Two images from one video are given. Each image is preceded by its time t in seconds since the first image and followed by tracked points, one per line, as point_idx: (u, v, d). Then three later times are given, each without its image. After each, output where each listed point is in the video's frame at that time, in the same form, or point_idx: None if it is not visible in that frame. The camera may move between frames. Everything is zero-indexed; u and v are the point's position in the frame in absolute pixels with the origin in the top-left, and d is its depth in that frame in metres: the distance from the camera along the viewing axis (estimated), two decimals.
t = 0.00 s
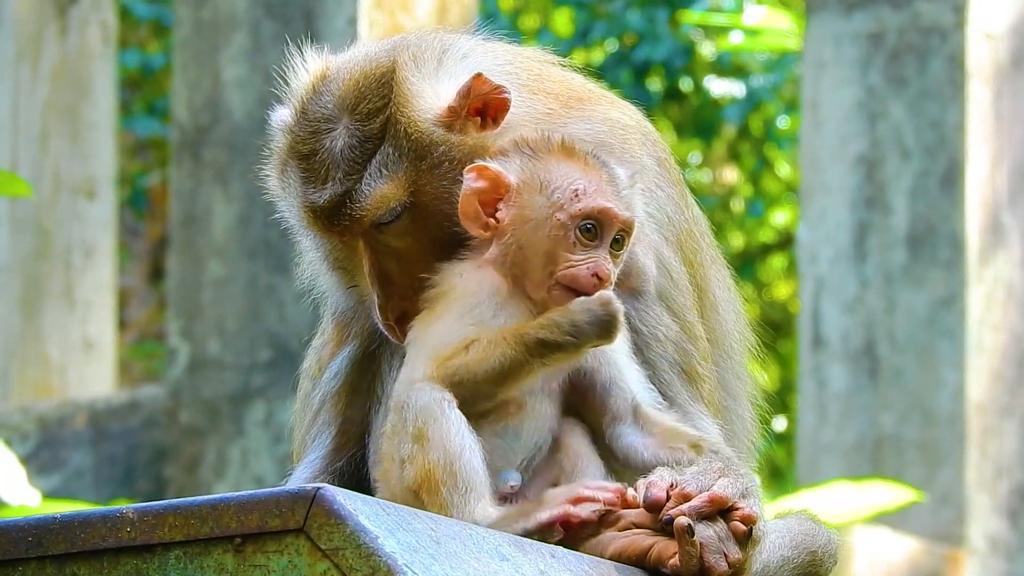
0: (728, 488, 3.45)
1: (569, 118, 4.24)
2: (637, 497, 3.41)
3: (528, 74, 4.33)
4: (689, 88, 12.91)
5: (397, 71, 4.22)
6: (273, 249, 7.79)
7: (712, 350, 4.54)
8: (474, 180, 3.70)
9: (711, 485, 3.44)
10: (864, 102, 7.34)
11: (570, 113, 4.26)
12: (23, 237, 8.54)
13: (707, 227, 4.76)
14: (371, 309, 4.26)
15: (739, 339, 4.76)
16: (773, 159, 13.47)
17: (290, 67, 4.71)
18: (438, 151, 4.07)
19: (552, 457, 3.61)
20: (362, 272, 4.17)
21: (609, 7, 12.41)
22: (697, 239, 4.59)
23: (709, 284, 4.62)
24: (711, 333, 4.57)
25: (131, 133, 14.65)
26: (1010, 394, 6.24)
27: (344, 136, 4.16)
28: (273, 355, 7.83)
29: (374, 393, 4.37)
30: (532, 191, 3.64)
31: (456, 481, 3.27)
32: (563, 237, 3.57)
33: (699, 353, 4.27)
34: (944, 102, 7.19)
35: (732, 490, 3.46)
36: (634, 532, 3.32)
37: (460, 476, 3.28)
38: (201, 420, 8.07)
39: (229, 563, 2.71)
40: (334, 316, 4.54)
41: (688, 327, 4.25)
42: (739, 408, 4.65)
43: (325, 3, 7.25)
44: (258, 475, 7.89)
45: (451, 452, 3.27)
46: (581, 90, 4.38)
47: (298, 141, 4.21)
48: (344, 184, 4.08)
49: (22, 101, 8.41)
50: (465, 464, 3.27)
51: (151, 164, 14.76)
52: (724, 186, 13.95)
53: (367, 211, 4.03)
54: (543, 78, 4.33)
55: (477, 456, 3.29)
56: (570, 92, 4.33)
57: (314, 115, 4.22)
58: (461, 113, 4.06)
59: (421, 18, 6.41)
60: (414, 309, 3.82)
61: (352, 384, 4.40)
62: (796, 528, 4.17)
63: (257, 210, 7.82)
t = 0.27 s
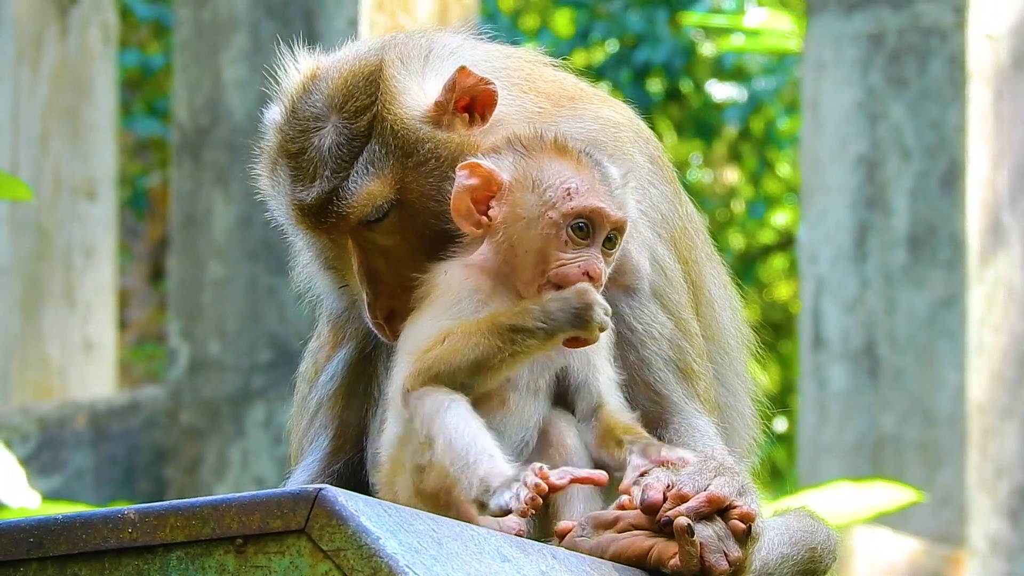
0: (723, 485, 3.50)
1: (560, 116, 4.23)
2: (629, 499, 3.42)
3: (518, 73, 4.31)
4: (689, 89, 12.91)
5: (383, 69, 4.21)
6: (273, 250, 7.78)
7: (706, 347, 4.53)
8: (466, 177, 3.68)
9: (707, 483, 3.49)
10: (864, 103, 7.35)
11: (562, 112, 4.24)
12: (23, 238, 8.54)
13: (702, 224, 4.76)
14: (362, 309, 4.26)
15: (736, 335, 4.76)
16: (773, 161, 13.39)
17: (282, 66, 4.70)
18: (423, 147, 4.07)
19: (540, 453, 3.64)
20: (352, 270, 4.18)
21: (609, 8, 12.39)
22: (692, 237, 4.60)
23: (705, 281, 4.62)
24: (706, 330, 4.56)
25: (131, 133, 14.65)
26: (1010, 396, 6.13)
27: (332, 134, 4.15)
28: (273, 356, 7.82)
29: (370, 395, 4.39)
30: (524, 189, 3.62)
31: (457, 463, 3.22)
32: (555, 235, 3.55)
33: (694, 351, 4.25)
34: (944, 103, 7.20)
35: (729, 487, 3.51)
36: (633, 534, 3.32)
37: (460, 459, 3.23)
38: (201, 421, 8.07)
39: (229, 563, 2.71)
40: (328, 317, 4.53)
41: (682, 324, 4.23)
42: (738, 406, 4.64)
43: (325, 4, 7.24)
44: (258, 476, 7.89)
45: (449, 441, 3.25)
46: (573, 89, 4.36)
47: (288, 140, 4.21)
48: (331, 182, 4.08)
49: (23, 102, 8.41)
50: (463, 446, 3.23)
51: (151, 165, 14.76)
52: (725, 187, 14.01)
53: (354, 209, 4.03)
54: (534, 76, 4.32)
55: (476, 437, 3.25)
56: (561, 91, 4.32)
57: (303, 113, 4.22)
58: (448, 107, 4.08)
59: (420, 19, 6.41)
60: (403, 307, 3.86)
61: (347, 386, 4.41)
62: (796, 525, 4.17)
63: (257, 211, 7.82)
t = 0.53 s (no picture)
0: (725, 489, 3.56)
1: (569, 119, 4.24)
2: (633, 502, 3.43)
3: (527, 75, 4.31)
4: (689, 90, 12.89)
5: (393, 73, 4.19)
6: (274, 252, 7.78)
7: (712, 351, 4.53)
8: (454, 176, 3.65)
9: (709, 486, 3.56)
10: (864, 104, 7.34)
11: (570, 115, 4.26)
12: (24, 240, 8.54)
13: (708, 228, 4.76)
14: (369, 312, 4.27)
15: (741, 340, 4.76)
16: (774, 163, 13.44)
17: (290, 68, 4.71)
18: (433, 150, 4.00)
19: (547, 455, 3.60)
20: (360, 273, 4.19)
21: (609, 10, 12.36)
22: (698, 241, 4.60)
23: (711, 285, 4.62)
24: (712, 333, 4.56)
25: (131, 135, 14.66)
26: (1010, 397, 6.13)
27: (341, 137, 4.16)
28: (274, 358, 7.82)
29: (374, 397, 4.39)
30: (515, 182, 3.60)
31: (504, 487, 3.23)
32: (550, 226, 3.53)
33: (699, 355, 4.24)
34: (944, 104, 7.22)
35: (732, 490, 3.57)
36: (634, 535, 3.32)
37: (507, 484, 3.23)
38: (202, 423, 8.07)
39: (230, 565, 2.71)
40: (334, 318, 4.53)
41: (688, 329, 4.23)
42: (743, 410, 4.64)
43: (325, 6, 7.23)
44: (259, 478, 7.89)
45: (492, 468, 3.24)
46: (581, 91, 4.39)
47: (296, 143, 4.23)
48: (340, 184, 4.10)
49: (23, 104, 8.41)
50: (509, 472, 3.24)
51: (152, 167, 14.76)
52: (725, 189, 14.07)
53: (363, 212, 4.05)
54: (543, 79, 4.33)
55: (519, 461, 3.25)
56: (569, 94, 4.34)
57: (311, 116, 4.24)
58: (457, 108, 3.97)
59: (421, 20, 6.40)
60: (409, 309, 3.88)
61: (351, 388, 4.40)
62: (798, 529, 4.17)
63: (257, 212, 7.81)
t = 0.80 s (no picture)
0: (727, 491, 3.57)
1: (570, 121, 4.25)
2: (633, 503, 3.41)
3: (527, 78, 4.29)
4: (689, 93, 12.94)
5: (394, 74, 4.17)
6: (274, 253, 7.78)
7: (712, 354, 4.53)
8: (452, 186, 3.63)
9: (710, 488, 3.56)
10: (864, 106, 7.34)
11: (571, 117, 4.26)
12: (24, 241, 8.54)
13: (709, 230, 4.76)
14: (369, 313, 4.27)
15: (741, 343, 4.76)
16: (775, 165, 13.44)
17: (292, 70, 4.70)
18: (433, 152, 3.99)
19: (548, 456, 3.65)
20: (360, 274, 4.20)
21: (609, 13, 12.35)
22: (699, 244, 4.60)
23: (711, 287, 4.63)
24: (712, 336, 4.56)
25: (132, 136, 14.66)
26: (1010, 399, 6.12)
27: (342, 139, 4.14)
28: (274, 360, 7.82)
29: (375, 399, 4.40)
30: (512, 190, 3.60)
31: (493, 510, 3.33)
32: (548, 233, 3.54)
33: (700, 357, 4.24)
34: (945, 105, 7.21)
35: (733, 492, 3.58)
36: (635, 536, 3.30)
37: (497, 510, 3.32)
38: (202, 425, 8.07)
39: (230, 567, 2.71)
40: (335, 320, 4.52)
41: (689, 332, 4.22)
42: (742, 413, 4.64)
43: (326, 7, 7.23)
44: (259, 479, 7.89)
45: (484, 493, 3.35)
46: (582, 94, 4.39)
47: (297, 144, 4.23)
48: (341, 186, 4.09)
49: (24, 105, 8.41)
50: (497, 497, 3.33)
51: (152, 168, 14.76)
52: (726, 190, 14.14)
53: (363, 214, 4.04)
54: (545, 81, 4.32)
55: (508, 487, 3.35)
56: (571, 96, 4.34)
57: (313, 117, 4.23)
58: (458, 109, 3.97)
59: (421, 21, 6.40)
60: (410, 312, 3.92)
61: (352, 389, 4.40)
62: (798, 531, 4.17)
63: (258, 214, 7.81)
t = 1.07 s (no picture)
0: (729, 491, 3.55)
1: (573, 123, 4.25)
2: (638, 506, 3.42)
3: (530, 80, 4.30)
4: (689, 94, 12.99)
5: (396, 76, 4.17)
6: (275, 254, 7.79)
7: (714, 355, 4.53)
8: (465, 194, 3.58)
9: (712, 489, 3.54)
10: (864, 106, 7.35)
11: (573, 118, 4.27)
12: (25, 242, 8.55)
13: (710, 231, 4.76)
14: (371, 314, 4.29)
15: (742, 344, 4.76)
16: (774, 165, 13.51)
17: (293, 70, 4.69)
18: (435, 154, 4.05)
19: (553, 460, 3.64)
20: (362, 275, 4.19)
21: (610, 15, 12.36)
22: (701, 246, 4.60)
23: (713, 289, 4.62)
24: (713, 337, 4.56)
25: (132, 137, 14.66)
26: (1010, 400, 6.12)
27: (344, 140, 4.09)
28: (275, 361, 7.82)
29: (376, 399, 4.40)
30: (526, 196, 3.53)
31: (482, 513, 3.27)
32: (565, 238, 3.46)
33: (701, 359, 4.24)
34: (946, 106, 7.19)
35: (735, 493, 3.56)
36: (636, 538, 3.31)
37: (486, 511, 3.26)
38: (203, 426, 8.07)
39: (231, 567, 2.71)
40: (337, 321, 4.52)
41: (691, 333, 4.22)
42: (742, 415, 4.64)
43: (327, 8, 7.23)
44: (260, 480, 7.89)
45: (474, 496, 3.28)
46: (585, 95, 4.39)
47: (299, 144, 4.16)
48: (343, 187, 4.04)
49: (24, 106, 8.41)
50: (486, 500, 3.27)
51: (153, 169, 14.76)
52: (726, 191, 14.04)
53: (366, 215, 4.01)
54: (548, 83, 4.32)
55: (497, 489, 3.28)
56: (573, 98, 4.35)
57: (315, 117, 4.16)
58: (460, 109, 4.05)
59: (421, 22, 6.40)
60: (412, 313, 3.89)
61: (354, 389, 4.41)
62: (799, 532, 4.17)
63: (258, 214, 7.81)
